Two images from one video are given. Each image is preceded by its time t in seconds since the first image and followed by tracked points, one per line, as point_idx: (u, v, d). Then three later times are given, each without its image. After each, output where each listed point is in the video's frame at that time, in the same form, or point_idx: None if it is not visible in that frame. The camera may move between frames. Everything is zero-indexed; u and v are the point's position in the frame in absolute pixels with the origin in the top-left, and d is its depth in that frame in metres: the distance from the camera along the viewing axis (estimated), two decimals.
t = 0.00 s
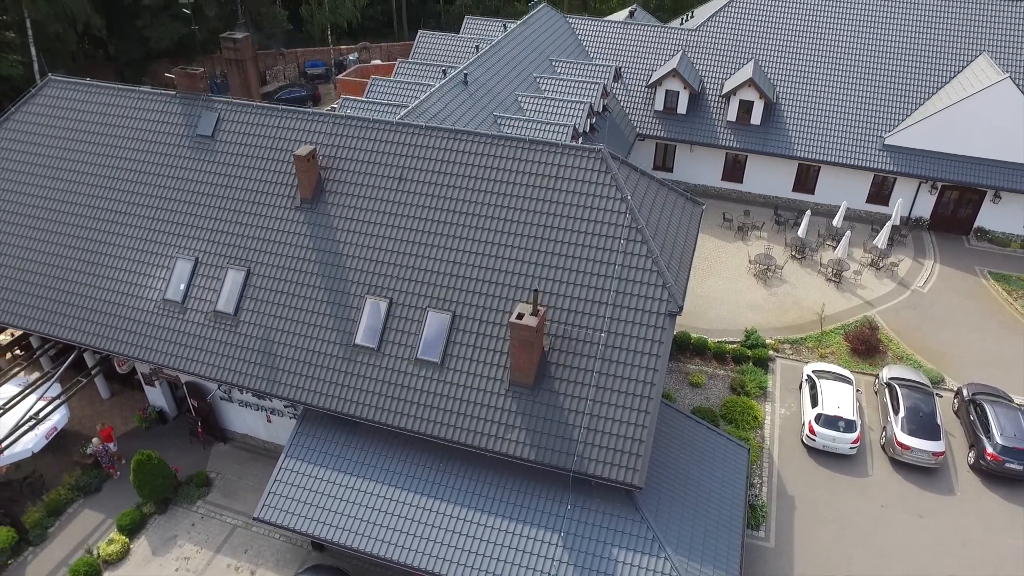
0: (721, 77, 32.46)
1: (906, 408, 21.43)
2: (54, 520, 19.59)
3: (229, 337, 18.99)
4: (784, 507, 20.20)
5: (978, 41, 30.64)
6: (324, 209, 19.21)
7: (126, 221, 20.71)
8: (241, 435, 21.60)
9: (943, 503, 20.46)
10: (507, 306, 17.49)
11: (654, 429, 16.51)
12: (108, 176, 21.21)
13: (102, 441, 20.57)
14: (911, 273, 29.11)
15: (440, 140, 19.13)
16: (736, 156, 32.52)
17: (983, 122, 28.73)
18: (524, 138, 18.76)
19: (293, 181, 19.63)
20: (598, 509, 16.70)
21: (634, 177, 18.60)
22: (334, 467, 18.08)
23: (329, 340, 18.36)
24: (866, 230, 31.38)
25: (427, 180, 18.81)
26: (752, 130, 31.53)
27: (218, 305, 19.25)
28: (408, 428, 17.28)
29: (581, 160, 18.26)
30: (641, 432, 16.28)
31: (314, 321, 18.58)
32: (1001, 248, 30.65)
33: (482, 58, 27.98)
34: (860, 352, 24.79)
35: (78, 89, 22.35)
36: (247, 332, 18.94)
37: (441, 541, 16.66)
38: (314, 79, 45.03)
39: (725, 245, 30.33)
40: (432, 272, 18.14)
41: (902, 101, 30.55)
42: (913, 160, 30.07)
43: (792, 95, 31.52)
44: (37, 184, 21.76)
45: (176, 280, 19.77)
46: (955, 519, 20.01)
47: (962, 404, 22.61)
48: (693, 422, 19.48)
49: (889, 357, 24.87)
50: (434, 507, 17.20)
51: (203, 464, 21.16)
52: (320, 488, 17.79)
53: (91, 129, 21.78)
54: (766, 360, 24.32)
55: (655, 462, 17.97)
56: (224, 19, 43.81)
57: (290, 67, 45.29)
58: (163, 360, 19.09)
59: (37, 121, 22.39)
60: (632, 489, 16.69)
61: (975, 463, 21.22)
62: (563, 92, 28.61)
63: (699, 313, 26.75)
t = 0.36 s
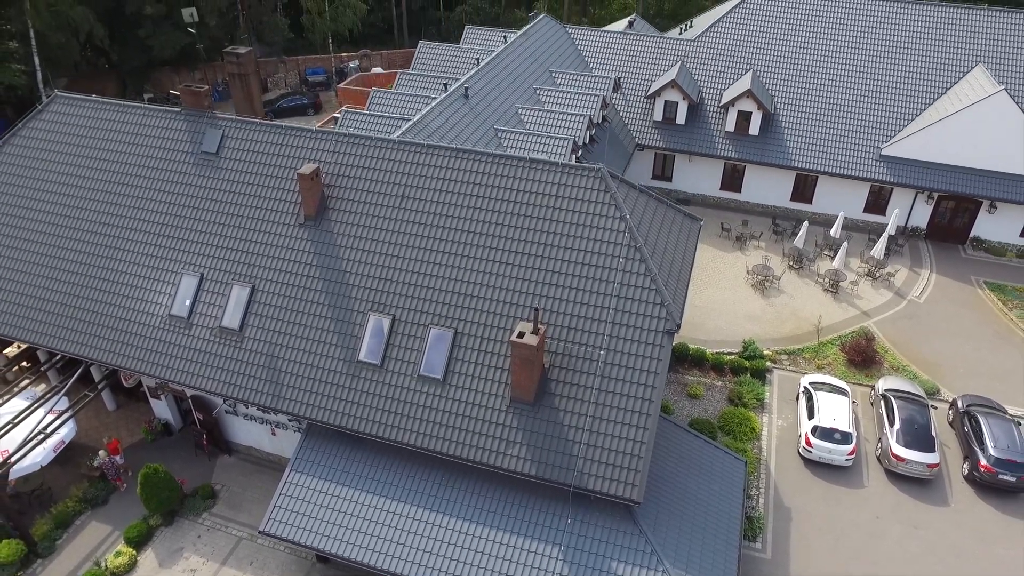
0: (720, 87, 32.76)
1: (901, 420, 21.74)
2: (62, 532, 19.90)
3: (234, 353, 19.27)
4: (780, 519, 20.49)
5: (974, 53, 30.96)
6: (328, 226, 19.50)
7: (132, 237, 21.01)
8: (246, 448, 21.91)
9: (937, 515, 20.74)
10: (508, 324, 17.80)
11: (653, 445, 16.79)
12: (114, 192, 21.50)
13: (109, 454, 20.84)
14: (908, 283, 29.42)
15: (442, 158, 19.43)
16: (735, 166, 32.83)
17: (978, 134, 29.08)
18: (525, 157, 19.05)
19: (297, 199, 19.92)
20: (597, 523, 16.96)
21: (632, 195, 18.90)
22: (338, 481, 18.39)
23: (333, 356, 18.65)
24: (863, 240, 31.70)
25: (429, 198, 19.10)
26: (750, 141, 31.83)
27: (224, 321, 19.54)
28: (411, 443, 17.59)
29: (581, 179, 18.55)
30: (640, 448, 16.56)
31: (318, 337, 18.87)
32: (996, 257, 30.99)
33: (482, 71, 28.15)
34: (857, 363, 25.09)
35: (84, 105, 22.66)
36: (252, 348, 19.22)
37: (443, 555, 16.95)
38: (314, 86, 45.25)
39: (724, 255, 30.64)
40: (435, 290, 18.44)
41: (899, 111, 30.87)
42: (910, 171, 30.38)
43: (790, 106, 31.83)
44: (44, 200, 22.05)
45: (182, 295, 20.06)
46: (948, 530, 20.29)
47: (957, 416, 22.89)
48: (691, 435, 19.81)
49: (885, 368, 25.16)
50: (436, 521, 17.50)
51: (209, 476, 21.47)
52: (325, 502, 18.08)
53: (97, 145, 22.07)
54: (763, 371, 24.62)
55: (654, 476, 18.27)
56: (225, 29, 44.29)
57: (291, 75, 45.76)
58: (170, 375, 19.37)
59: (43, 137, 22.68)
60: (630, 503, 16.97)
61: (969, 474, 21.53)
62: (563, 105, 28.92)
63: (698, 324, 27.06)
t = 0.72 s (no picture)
0: (718, 98, 33.09)
1: (895, 431, 22.05)
2: (69, 543, 20.21)
3: (238, 367, 19.57)
4: (776, 529, 20.79)
5: (968, 65, 31.39)
6: (330, 242, 19.81)
7: (137, 252, 21.32)
8: (249, 459, 22.23)
9: (930, 525, 21.02)
10: (508, 340, 18.10)
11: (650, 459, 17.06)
12: (119, 207, 21.82)
13: (114, 465, 21.20)
14: (903, 293, 29.73)
15: (443, 175, 19.74)
16: (732, 176, 33.15)
17: (973, 145, 29.41)
18: (524, 175, 19.36)
19: (300, 215, 20.23)
20: (595, 536, 17.21)
21: (630, 212, 19.20)
22: (341, 494, 18.70)
23: (336, 370, 18.94)
24: (860, 249, 32.01)
25: (430, 215, 19.42)
26: (748, 151, 32.14)
27: (228, 335, 19.83)
28: (413, 457, 17.88)
29: (580, 196, 18.85)
30: (637, 463, 16.83)
31: (321, 352, 19.17)
32: (991, 266, 31.30)
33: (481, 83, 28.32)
34: (852, 373, 25.41)
35: (89, 121, 22.97)
36: (256, 362, 19.51)
37: (444, 567, 17.23)
38: (314, 93, 45.68)
39: (721, 264, 30.96)
40: (436, 306, 18.75)
41: (894, 123, 31.29)
42: (905, 181, 30.69)
43: (787, 117, 32.21)
44: (50, 215, 22.35)
45: (186, 310, 20.34)
46: (942, 541, 20.57)
47: (951, 426, 23.19)
48: (688, 448, 20.12)
49: (880, 378, 25.48)
50: (437, 533, 17.78)
51: (213, 488, 21.78)
52: (328, 514, 18.39)
53: (102, 161, 22.40)
54: (760, 381, 24.95)
55: (651, 489, 18.56)
56: (225, 37, 43.57)
57: (292, 83, 46.40)
58: (175, 389, 19.67)
59: (49, 152, 23.00)
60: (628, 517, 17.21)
61: (962, 485, 21.82)
62: (562, 118, 29.21)
63: (696, 334, 27.38)
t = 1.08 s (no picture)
0: (715, 108, 33.39)
1: (889, 442, 22.37)
2: (75, 555, 20.51)
3: (241, 382, 19.85)
4: (772, 540, 21.10)
5: (963, 76, 31.72)
6: (332, 259, 20.11)
7: (141, 267, 21.60)
8: (252, 470, 22.54)
9: (924, 536, 21.32)
10: (508, 356, 18.39)
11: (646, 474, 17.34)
12: (123, 222, 22.10)
13: (119, 477, 21.41)
14: (898, 302, 30.07)
15: (443, 192, 20.03)
16: (730, 186, 33.47)
17: (968, 155, 29.72)
18: (523, 192, 19.65)
19: (302, 231, 20.53)
20: (593, 549, 17.48)
21: (627, 230, 19.51)
22: (343, 507, 19.00)
23: (338, 385, 19.22)
24: (856, 258, 32.32)
25: (431, 232, 19.72)
26: (745, 160, 32.45)
27: (231, 350, 20.12)
28: (414, 471, 18.16)
29: (578, 214, 19.16)
30: (634, 477, 17.11)
31: (323, 367, 19.46)
32: (986, 275, 31.62)
33: (480, 96, 28.54)
34: (848, 384, 25.72)
35: (94, 136, 23.26)
36: (259, 377, 19.79)
37: None
38: (314, 101, 45.97)
39: (718, 274, 31.27)
40: (437, 322, 19.05)
41: (890, 134, 31.60)
42: (901, 191, 31.00)
43: (784, 127, 32.51)
44: (55, 229, 22.63)
45: (190, 325, 20.64)
46: (935, 551, 20.87)
47: (944, 437, 23.50)
48: (685, 460, 20.46)
49: (875, 388, 25.79)
50: (438, 546, 18.08)
51: (217, 499, 22.08)
52: (330, 527, 18.69)
53: (107, 177, 22.69)
54: (756, 392, 25.26)
55: (648, 502, 18.87)
56: (225, 45, 43.25)
57: (291, 89, 46.59)
58: (179, 403, 19.95)
59: (54, 167, 23.28)
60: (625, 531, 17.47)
61: (955, 496, 22.13)
62: (561, 130, 29.51)
63: (693, 345, 27.69)
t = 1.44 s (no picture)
0: (712, 118, 33.67)
1: (883, 452, 22.67)
2: (79, 566, 20.79)
3: (244, 395, 20.13)
4: (767, 550, 21.39)
5: (958, 86, 32.04)
6: (333, 274, 20.40)
7: (145, 281, 21.87)
8: (254, 481, 22.83)
9: (917, 546, 21.61)
10: (506, 371, 18.67)
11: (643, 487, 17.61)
12: (128, 237, 22.37)
13: (123, 489, 21.82)
14: (894, 311, 30.37)
15: (442, 209, 20.33)
16: (727, 195, 33.77)
17: (961, 166, 30.06)
18: (521, 209, 19.94)
19: (304, 247, 20.82)
20: (591, 561, 17.74)
21: (623, 246, 19.82)
22: (345, 519, 19.28)
23: (340, 400, 19.49)
24: (852, 266, 32.63)
25: (430, 248, 20.03)
26: (741, 170, 32.73)
27: (234, 364, 20.39)
28: (414, 484, 18.43)
29: (575, 231, 19.46)
30: (630, 491, 17.38)
31: (325, 381, 19.73)
32: (980, 284, 31.93)
33: (480, 108, 28.78)
34: (843, 394, 26.03)
35: (97, 150, 23.52)
36: (262, 391, 20.07)
37: None
38: (314, 107, 46.25)
39: (715, 283, 31.58)
40: (437, 336, 19.34)
41: (886, 143, 31.90)
42: (896, 201, 31.30)
43: (780, 137, 32.79)
44: (59, 243, 22.90)
45: (194, 339, 20.92)
46: (928, 561, 21.16)
47: (938, 447, 23.79)
48: (681, 473, 20.77)
49: (870, 398, 26.09)
50: (438, 558, 18.36)
51: (220, 510, 22.36)
52: (332, 539, 18.96)
53: (111, 192, 22.96)
54: (752, 402, 25.57)
55: (645, 514, 19.17)
56: (225, 52, 43.63)
57: (291, 96, 46.64)
58: (183, 416, 20.23)
59: (58, 182, 23.55)
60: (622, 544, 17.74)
61: (948, 506, 22.42)
62: (560, 141, 29.81)
63: (690, 354, 28.00)
